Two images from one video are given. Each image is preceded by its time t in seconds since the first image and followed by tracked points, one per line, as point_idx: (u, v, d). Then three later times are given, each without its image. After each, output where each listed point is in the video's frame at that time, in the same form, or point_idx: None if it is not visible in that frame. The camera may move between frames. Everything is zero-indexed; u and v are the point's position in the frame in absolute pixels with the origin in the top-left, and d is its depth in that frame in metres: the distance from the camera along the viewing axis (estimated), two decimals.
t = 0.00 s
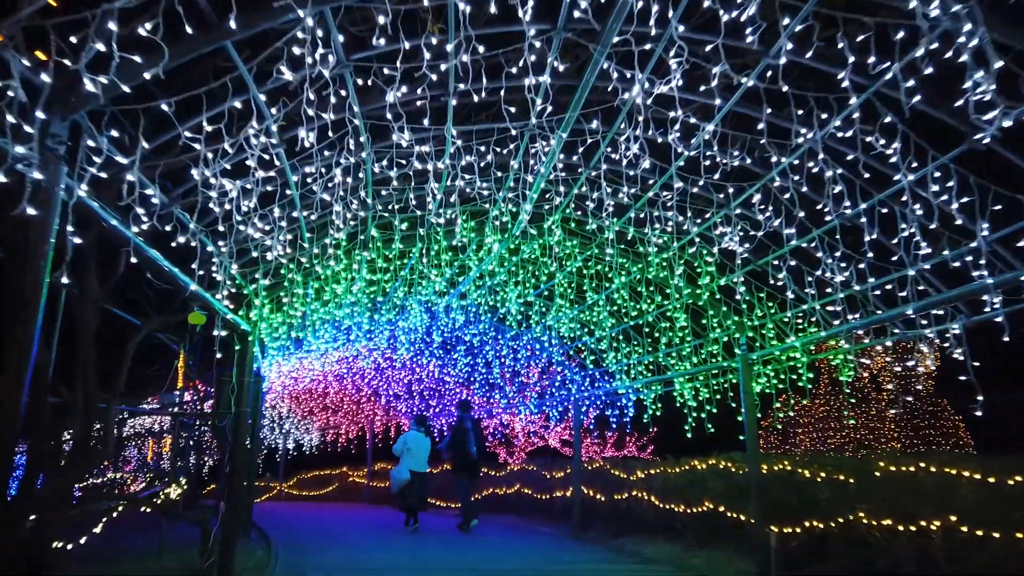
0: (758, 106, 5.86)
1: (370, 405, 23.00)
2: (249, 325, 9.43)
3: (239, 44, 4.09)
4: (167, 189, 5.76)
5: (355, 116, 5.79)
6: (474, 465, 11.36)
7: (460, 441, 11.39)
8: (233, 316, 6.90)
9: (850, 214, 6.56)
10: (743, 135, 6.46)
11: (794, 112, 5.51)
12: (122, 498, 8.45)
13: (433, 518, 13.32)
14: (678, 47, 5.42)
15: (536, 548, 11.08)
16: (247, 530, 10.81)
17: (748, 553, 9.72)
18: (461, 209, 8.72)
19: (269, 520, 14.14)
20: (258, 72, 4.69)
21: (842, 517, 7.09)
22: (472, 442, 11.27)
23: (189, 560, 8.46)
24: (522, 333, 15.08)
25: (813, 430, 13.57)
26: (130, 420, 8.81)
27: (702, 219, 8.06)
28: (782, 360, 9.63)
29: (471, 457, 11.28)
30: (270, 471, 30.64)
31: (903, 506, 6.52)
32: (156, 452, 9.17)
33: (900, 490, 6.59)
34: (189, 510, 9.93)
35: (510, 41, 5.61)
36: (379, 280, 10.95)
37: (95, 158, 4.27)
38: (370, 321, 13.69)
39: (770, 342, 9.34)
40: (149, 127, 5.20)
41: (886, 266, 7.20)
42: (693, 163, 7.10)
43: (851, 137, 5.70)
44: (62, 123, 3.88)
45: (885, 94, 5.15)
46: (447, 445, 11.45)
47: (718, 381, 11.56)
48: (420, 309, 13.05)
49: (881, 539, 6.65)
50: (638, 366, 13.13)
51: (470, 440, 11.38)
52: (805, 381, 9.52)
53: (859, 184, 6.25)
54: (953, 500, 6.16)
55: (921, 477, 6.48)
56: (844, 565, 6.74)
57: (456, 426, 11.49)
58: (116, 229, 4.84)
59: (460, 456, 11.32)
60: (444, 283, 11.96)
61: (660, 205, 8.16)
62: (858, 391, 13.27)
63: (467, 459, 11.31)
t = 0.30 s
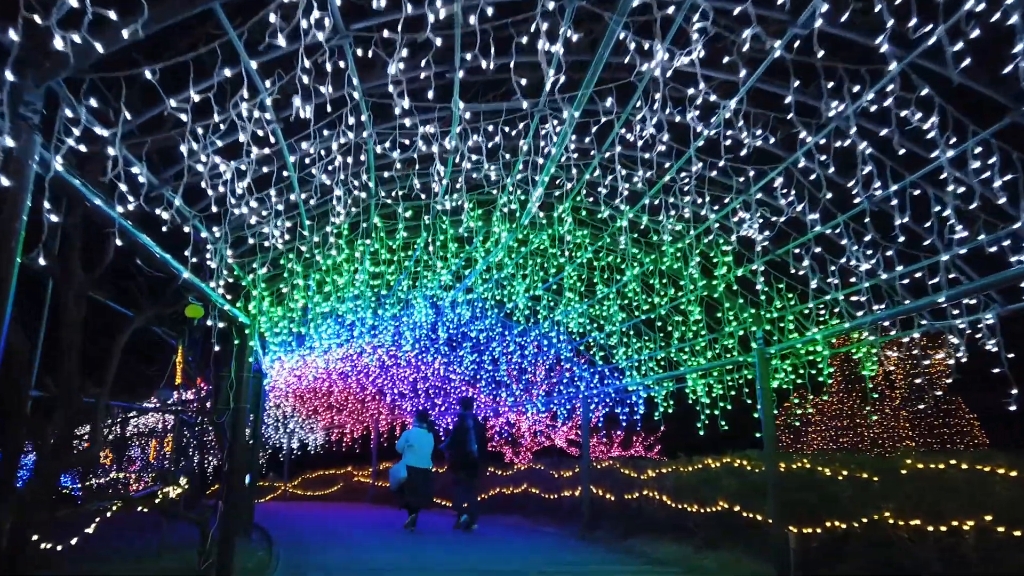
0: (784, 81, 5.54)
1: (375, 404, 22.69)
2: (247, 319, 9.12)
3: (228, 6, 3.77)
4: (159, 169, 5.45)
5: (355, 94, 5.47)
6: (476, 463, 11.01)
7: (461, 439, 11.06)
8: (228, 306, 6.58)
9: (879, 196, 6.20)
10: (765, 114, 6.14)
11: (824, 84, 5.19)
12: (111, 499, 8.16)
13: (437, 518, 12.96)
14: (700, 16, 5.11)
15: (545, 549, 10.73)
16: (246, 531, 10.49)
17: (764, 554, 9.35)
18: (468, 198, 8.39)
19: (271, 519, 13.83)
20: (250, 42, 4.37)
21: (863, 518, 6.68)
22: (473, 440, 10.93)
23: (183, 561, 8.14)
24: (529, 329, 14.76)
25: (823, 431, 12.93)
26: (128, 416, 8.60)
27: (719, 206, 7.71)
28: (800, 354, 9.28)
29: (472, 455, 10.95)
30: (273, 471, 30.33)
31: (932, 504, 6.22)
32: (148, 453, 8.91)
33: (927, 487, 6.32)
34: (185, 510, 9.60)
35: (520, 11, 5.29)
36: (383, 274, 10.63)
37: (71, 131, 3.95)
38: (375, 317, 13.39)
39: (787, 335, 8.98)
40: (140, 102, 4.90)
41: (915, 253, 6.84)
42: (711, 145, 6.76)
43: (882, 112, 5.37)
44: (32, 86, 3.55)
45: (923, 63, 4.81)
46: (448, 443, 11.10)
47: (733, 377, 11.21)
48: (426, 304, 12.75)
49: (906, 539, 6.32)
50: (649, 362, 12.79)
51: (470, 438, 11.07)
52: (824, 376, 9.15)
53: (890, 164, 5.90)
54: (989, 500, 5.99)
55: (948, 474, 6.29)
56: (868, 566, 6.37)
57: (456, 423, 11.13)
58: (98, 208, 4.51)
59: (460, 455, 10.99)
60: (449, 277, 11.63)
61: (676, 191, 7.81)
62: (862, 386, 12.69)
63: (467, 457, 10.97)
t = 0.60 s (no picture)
0: (816, 58, 5.18)
1: (379, 404, 22.36)
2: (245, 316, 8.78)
3: None
4: (146, 151, 5.11)
5: (356, 70, 5.13)
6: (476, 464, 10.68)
7: (457, 441, 10.71)
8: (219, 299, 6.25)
9: (914, 180, 5.82)
10: (791, 94, 5.78)
11: (860, 56, 4.81)
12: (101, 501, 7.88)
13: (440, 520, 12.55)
14: None
15: (553, 552, 10.35)
16: (244, 534, 10.17)
17: (783, 559, 8.95)
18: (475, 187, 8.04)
19: (270, 522, 13.46)
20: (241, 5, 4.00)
21: (892, 524, 6.29)
22: (469, 441, 10.58)
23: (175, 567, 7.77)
24: (537, 327, 14.37)
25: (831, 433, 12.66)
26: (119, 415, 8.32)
27: (739, 194, 7.33)
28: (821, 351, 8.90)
29: (471, 456, 10.61)
30: (277, 471, 30.06)
31: (967, 509, 5.94)
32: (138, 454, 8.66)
33: (959, 491, 6.00)
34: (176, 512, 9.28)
35: None
36: (387, 269, 10.28)
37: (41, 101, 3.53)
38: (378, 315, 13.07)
39: (809, 331, 8.58)
40: (123, 78, 4.56)
41: (950, 242, 6.45)
42: (734, 128, 6.38)
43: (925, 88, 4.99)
44: None
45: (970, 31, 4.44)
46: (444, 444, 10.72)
47: (748, 376, 10.84)
48: (431, 302, 12.41)
49: (940, 546, 5.98)
50: (660, 360, 12.40)
51: (467, 439, 10.73)
52: (846, 373, 8.75)
53: (928, 144, 5.52)
54: None
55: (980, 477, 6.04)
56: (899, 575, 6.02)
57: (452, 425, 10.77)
58: (74, 189, 4.16)
59: (458, 456, 10.63)
60: (455, 272, 11.26)
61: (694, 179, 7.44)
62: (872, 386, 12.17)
63: (466, 458, 10.63)
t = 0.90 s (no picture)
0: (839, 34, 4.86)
1: (379, 403, 22.07)
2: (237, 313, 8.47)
3: None
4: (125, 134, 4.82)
5: (350, 46, 4.80)
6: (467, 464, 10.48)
7: (447, 441, 10.53)
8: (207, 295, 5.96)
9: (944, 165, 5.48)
10: (812, 74, 5.46)
11: (889, 29, 4.49)
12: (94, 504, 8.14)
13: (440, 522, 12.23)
14: None
15: (556, 555, 10.02)
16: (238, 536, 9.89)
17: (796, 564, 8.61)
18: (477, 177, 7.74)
19: (266, 524, 13.17)
20: None
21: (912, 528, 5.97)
22: (459, 440, 10.36)
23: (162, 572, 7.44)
24: (539, 325, 14.05)
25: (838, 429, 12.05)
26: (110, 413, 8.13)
27: (754, 183, 7.01)
28: (836, 349, 8.56)
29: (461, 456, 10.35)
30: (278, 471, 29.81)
31: (993, 514, 5.57)
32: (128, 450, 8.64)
33: (984, 494, 5.64)
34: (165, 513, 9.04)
35: None
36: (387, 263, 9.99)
37: None
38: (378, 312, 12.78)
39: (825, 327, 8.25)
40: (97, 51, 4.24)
41: (979, 232, 6.11)
42: (752, 114, 6.05)
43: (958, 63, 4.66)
44: None
45: None
46: (434, 445, 10.50)
47: (758, 375, 10.51)
48: (431, 300, 12.11)
49: (963, 552, 5.65)
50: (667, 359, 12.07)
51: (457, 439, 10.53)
52: (864, 372, 8.39)
53: (958, 127, 5.19)
54: None
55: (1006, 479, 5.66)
56: None
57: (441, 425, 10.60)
58: (41, 172, 3.84)
59: (449, 457, 10.40)
60: (455, 269, 10.94)
61: (706, 166, 7.12)
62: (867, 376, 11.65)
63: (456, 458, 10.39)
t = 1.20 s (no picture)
0: None
1: (378, 401, 21.76)
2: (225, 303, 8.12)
3: None
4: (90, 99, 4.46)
5: (332, 5, 4.41)
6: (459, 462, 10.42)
7: (441, 439, 10.49)
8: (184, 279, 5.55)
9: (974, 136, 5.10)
10: (832, 39, 5.08)
11: None
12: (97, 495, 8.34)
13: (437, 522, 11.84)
14: None
15: (559, 555, 9.63)
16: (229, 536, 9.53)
17: (809, 564, 8.21)
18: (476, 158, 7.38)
19: (259, 522, 12.80)
20: None
21: (934, 528, 5.55)
22: (452, 438, 10.34)
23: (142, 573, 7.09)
24: (540, 319, 13.68)
25: (851, 425, 11.37)
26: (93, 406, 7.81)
27: (768, 162, 6.65)
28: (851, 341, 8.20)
29: (453, 454, 10.30)
30: (277, 471, 29.49)
31: None
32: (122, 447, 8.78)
33: (1015, 490, 5.21)
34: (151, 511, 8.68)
35: None
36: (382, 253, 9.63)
37: None
38: (375, 305, 12.44)
39: (840, 316, 7.86)
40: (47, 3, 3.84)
41: (1011, 211, 5.72)
42: (767, 85, 5.69)
43: (995, 20, 4.26)
44: None
45: None
46: (428, 442, 10.43)
47: (767, 368, 10.14)
48: (429, 292, 11.76)
49: (991, 553, 5.24)
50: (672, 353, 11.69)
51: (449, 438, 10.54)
52: (881, 364, 7.99)
53: (991, 93, 4.81)
54: None
55: None
56: None
57: (435, 423, 10.52)
58: None
59: (441, 454, 10.29)
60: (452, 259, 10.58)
61: (716, 146, 6.75)
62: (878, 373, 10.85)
63: (448, 456, 10.32)
